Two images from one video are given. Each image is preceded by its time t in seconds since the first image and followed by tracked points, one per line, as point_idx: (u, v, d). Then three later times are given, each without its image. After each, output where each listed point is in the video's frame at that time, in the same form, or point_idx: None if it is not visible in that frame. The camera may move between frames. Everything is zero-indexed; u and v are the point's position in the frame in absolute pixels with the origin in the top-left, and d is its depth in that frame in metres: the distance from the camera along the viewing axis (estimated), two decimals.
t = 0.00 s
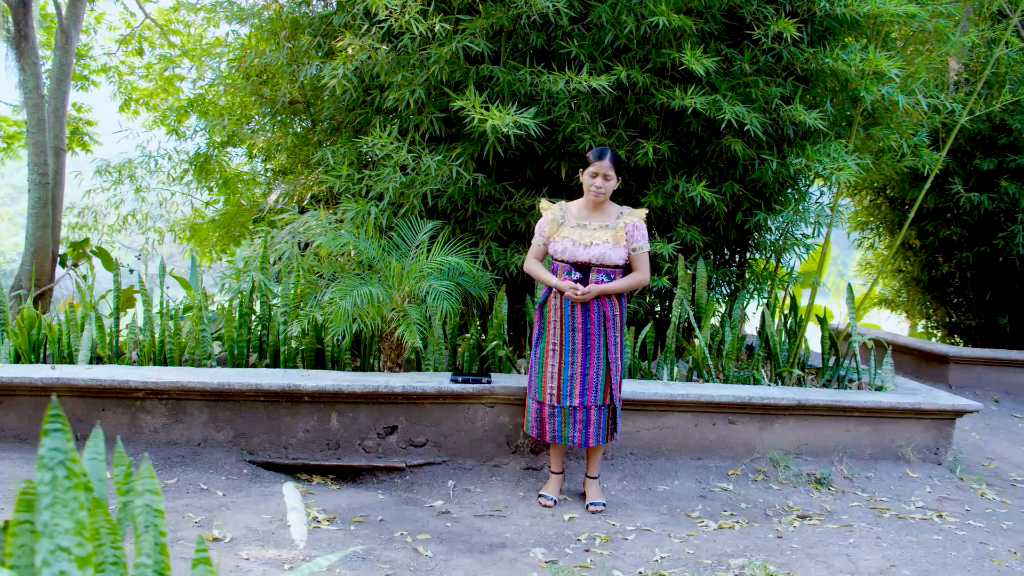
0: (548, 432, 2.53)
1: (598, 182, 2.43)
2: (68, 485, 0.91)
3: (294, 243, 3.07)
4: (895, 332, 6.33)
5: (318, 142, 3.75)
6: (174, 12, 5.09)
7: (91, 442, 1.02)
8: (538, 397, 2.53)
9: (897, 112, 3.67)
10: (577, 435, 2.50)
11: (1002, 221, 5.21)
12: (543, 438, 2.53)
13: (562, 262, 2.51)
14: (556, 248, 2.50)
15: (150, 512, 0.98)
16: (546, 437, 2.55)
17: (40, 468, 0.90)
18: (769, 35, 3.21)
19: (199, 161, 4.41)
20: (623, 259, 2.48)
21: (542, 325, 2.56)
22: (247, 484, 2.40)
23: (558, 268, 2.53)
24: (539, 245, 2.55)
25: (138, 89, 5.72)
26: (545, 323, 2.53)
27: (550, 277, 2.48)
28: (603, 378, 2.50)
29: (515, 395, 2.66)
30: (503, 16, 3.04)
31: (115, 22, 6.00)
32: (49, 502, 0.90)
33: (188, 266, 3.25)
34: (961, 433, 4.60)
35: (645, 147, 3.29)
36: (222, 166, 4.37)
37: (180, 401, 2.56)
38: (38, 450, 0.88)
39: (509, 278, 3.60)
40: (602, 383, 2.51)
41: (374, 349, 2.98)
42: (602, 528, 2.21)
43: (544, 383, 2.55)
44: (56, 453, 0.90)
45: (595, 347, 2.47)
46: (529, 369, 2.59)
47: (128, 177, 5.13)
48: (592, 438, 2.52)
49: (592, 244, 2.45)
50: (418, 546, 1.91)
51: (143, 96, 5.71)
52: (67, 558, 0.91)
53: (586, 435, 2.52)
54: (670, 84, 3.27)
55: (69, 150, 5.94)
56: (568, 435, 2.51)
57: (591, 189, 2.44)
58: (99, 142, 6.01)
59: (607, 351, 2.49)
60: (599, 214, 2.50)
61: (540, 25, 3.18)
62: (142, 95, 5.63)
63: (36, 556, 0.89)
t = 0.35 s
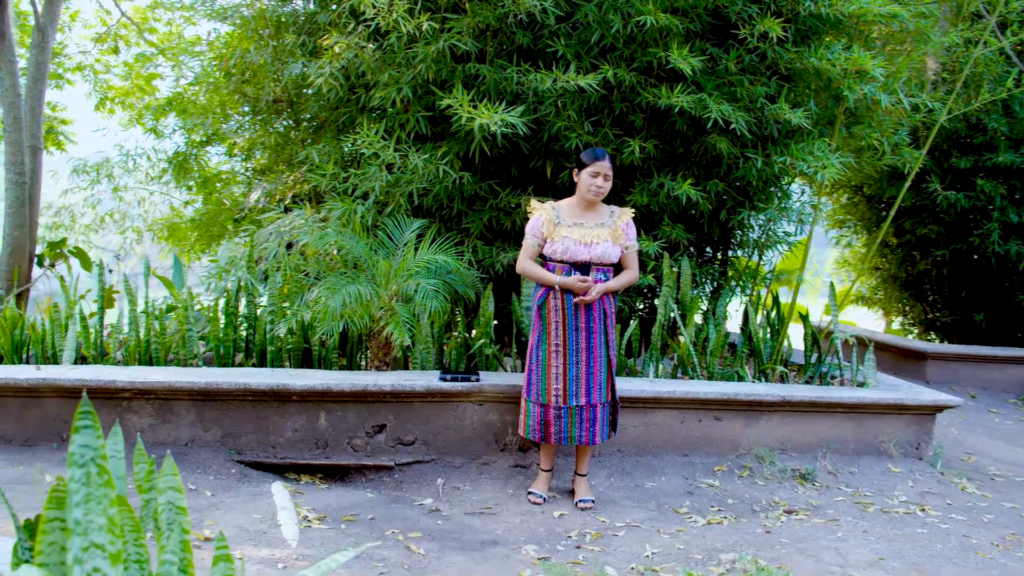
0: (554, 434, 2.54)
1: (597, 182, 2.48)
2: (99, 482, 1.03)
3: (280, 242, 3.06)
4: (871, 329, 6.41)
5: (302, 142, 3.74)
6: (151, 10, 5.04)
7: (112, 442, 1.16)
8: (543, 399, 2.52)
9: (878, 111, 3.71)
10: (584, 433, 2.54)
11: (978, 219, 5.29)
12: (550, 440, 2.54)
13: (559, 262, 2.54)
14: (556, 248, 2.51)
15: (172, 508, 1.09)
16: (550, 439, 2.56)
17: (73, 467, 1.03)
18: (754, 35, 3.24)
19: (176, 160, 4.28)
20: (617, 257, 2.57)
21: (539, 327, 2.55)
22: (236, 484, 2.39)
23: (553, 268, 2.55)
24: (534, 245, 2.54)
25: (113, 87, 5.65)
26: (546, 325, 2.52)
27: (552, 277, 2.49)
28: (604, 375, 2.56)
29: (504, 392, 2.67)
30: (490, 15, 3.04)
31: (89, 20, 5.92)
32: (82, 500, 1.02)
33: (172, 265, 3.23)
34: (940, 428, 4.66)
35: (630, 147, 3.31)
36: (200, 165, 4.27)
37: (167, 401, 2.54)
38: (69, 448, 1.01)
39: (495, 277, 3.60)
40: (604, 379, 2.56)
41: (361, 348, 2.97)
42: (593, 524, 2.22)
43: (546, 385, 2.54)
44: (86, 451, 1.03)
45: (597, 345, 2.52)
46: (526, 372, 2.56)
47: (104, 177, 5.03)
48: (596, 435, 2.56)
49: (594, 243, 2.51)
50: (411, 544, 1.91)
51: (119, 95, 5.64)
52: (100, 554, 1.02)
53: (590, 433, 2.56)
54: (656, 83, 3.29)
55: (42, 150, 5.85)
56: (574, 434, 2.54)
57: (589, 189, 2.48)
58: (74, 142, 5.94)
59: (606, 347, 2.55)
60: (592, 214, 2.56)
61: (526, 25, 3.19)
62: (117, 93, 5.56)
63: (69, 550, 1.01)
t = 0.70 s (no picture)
0: (552, 432, 2.56)
1: (593, 178, 2.53)
2: (137, 482, 0.92)
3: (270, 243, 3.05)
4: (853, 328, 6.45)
5: (291, 143, 3.73)
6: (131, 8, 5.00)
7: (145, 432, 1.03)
8: (542, 398, 2.54)
9: (864, 112, 3.76)
10: (582, 431, 2.57)
11: (958, 218, 5.35)
12: (548, 438, 2.55)
13: (557, 259, 2.57)
14: (555, 246, 2.54)
15: (201, 509, 1.01)
16: (547, 438, 2.58)
17: (107, 470, 0.90)
18: (743, 36, 3.26)
19: (158, 159, 4.33)
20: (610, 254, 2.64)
21: (535, 326, 2.56)
22: (228, 485, 2.37)
23: (551, 266, 2.57)
24: (532, 243, 2.53)
25: (92, 87, 5.58)
26: (544, 324, 2.54)
27: (554, 277, 2.52)
28: (601, 372, 2.60)
29: (497, 392, 2.67)
30: (480, 15, 3.04)
31: (68, 19, 5.85)
32: (118, 504, 0.90)
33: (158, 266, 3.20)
34: (924, 425, 4.72)
35: (620, 147, 3.32)
36: (183, 165, 4.34)
37: (158, 403, 2.52)
38: (104, 450, 0.89)
39: (484, 276, 3.61)
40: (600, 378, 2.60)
41: (352, 349, 2.96)
42: (587, 523, 2.23)
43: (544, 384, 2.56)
44: (122, 453, 0.90)
45: (595, 343, 2.56)
46: (523, 372, 2.57)
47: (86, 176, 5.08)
48: (594, 433, 2.59)
49: (593, 240, 2.56)
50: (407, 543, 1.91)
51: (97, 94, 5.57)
52: (139, 558, 0.92)
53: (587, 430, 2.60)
54: (645, 83, 3.30)
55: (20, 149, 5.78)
56: (573, 432, 2.56)
57: (588, 186, 2.53)
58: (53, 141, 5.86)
59: (602, 346, 2.60)
60: (586, 211, 2.60)
61: (516, 25, 3.19)
62: (96, 92, 5.49)
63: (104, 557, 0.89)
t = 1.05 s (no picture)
0: (547, 432, 2.57)
1: (585, 178, 2.53)
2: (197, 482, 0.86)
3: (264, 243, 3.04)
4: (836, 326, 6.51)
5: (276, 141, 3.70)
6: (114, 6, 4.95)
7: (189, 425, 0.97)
8: (536, 397, 2.57)
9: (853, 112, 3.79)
10: (577, 431, 2.57)
11: (942, 218, 5.40)
12: (542, 438, 2.57)
13: (552, 262, 2.58)
14: (548, 248, 2.55)
15: (246, 509, 0.97)
16: (542, 437, 2.59)
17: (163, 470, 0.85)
18: (736, 37, 3.29)
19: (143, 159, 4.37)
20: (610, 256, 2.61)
21: (532, 326, 2.60)
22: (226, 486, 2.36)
23: (546, 268, 2.59)
24: (526, 246, 2.58)
25: (73, 85, 5.52)
26: (539, 324, 2.57)
27: (546, 278, 2.52)
28: (597, 373, 2.60)
29: (494, 391, 2.68)
30: (475, 15, 3.05)
31: (49, 17, 5.79)
32: (178, 504, 0.85)
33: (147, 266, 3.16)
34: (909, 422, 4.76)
35: (614, 147, 3.33)
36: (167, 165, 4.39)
37: (155, 404, 2.51)
38: (160, 448, 0.84)
39: (478, 276, 3.60)
40: (597, 379, 2.60)
41: (348, 349, 2.96)
42: (585, 521, 2.24)
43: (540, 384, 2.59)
44: (177, 453, 0.85)
45: (590, 344, 2.56)
46: (520, 371, 2.61)
47: (70, 176, 5.04)
48: (589, 433, 2.59)
49: (587, 242, 2.55)
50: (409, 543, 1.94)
51: (79, 93, 5.51)
52: (200, 559, 0.87)
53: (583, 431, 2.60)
54: (639, 84, 3.31)
55: None
56: (568, 432, 2.57)
57: (579, 187, 2.53)
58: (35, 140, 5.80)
59: (599, 347, 2.59)
60: (583, 213, 2.60)
61: (510, 25, 3.21)
62: (78, 91, 5.43)
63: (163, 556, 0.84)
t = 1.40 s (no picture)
0: (540, 430, 2.59)
1: (581, 179, 2.54)
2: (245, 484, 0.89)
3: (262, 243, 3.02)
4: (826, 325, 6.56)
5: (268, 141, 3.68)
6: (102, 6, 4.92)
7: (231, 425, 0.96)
8: (529, 395, 2.59)
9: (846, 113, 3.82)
10: (569, 431, 2.58)
11: (931, 218, 5.44)
12: (535, 436, 2.59)
13: (550, 262, 2.60)
14: (544, 249, 2.58)
15: (285, 511, 0.98)
16: (536, 435, 2.61)
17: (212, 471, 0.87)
18: (733, 39, 3.31)
19: (131, 159, 4.35)
20: (610, 257, 2.58)
21: (530, 325, 2.62)
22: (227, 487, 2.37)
23: (544, 268, 2.61)
24: (525, 247, 2.63)
25: (60, 85, 5.48)
26: (535, 323, 2.59)
27: (539, 278, 2.56)
28: (593, 374, 2.59)
29: (494, 391, 2.70)
30: (472, 16, 3.05)
31: (35, 16, 5.74)
32: (229, 507, 0.87)
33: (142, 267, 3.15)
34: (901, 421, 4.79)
35: (612, 148, 3.34)
36: (156, 165, 4.38)
37: (155, 405, 2.50)
38: (209, 451, 0.86)
39: (476, 277, 3.60)
40: (592, 380, 2.59)
41: (346, 350, 2.94)
42: (586, 520, 2.25)
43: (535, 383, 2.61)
44: (226, 456, 0.88)
45: (585, 345, 2.56)
46: (516, 369, 2.64)
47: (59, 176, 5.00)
48: (583, 434, 2.59)
49: (582, 243, 2.55)
50: (412, 543, 1.97)
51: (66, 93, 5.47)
52: (251, 560, 0.88)
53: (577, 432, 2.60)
54: (636, 85, 3.32)
55: None
56: (560, 432, 2.58)
57: (575, 188, 2.54)
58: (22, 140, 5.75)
59: (595, 347, 2.58)
60: (584, 214, 2.60)
61: (508, 26, 3.21)
62: (65, 90, 5.39)
63: (214, 557, 0.86)
